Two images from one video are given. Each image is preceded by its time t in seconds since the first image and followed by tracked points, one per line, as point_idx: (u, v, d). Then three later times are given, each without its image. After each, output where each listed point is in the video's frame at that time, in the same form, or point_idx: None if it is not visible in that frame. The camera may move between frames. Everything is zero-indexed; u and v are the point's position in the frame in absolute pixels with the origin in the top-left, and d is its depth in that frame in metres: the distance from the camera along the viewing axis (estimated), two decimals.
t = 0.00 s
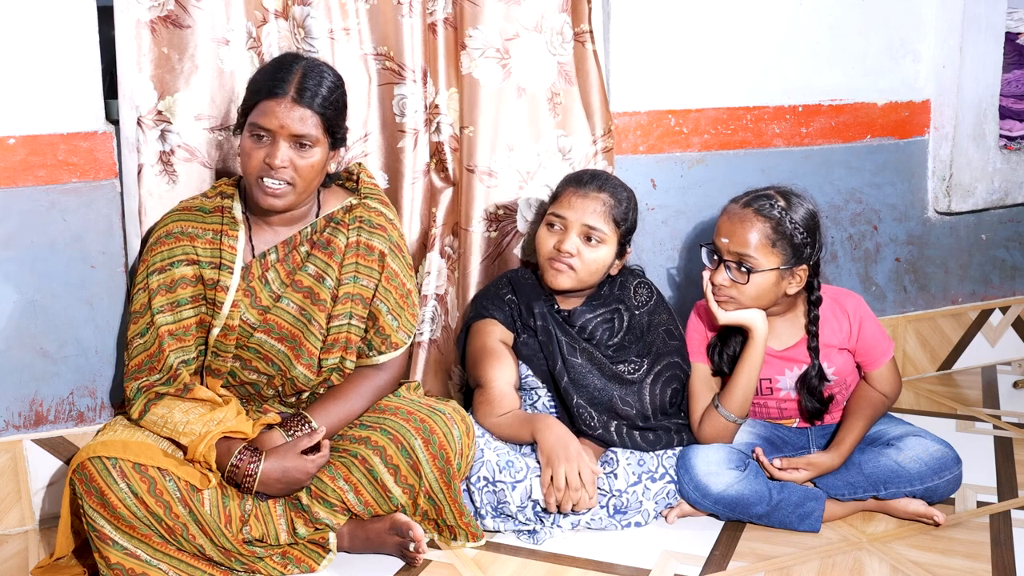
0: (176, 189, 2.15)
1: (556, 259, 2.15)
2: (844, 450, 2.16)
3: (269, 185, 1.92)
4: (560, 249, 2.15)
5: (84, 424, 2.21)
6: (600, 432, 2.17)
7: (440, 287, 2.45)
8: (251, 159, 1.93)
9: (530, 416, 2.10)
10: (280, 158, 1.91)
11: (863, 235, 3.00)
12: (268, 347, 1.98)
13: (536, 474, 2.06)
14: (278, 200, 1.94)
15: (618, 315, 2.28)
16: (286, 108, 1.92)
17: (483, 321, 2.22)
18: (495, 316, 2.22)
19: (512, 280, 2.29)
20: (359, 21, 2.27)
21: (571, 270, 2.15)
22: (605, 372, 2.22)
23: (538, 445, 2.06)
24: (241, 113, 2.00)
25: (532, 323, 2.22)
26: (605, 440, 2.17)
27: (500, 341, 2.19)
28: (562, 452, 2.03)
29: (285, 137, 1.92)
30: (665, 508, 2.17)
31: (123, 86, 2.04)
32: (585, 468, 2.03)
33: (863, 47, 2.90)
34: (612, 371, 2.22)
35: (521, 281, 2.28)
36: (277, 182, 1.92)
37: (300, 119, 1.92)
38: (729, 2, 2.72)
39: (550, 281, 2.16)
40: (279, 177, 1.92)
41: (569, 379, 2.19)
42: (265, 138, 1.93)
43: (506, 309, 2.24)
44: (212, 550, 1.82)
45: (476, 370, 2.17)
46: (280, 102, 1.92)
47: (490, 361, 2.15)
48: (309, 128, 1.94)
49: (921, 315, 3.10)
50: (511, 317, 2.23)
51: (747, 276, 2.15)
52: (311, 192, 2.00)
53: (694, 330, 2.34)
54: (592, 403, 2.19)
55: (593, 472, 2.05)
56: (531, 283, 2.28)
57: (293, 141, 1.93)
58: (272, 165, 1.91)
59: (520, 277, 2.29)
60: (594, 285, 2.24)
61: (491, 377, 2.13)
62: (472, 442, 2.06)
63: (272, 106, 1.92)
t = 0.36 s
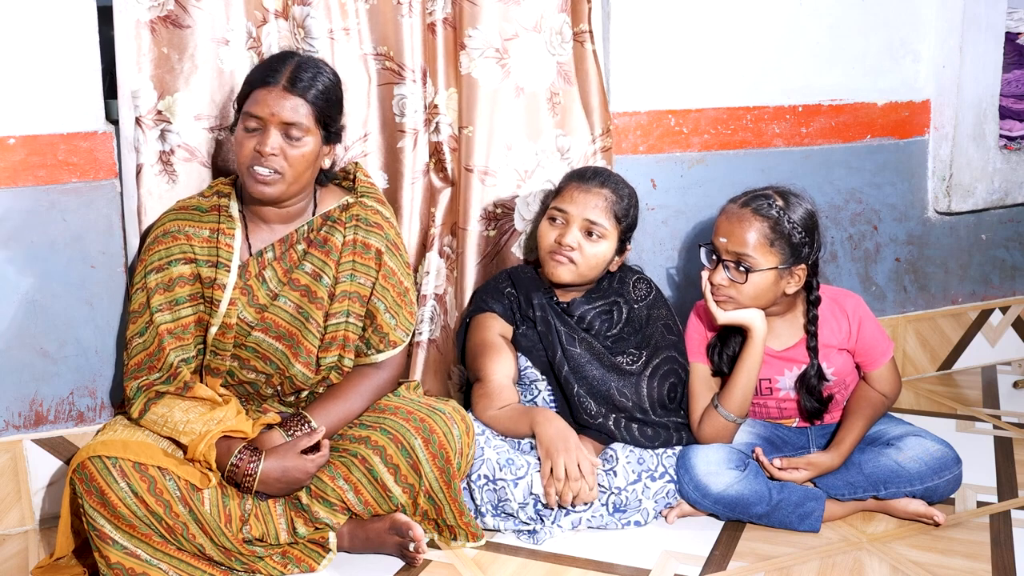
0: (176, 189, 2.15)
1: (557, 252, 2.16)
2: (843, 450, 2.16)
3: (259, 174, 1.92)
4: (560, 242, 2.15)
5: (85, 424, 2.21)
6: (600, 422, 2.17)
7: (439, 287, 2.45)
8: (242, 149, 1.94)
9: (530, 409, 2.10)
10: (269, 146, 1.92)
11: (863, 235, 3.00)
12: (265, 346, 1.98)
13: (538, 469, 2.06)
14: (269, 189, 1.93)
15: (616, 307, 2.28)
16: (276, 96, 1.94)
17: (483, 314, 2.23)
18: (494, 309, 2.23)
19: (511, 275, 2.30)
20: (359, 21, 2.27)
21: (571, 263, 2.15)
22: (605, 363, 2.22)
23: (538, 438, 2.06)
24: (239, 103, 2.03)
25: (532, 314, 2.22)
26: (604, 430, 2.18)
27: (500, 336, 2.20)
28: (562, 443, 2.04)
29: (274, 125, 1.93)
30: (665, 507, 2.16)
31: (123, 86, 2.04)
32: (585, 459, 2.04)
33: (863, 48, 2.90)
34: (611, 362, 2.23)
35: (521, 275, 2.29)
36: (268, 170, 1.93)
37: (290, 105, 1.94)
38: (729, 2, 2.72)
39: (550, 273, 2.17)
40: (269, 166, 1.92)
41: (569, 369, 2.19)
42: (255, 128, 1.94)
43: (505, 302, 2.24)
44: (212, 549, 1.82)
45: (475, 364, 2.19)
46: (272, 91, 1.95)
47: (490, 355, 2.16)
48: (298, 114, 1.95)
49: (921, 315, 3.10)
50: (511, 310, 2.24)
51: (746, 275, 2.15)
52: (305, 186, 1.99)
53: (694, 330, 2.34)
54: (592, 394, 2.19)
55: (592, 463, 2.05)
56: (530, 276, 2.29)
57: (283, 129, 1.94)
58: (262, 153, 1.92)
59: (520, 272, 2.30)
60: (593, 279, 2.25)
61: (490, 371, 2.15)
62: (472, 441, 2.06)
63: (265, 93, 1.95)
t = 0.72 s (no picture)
0: (176, 189, 2.15)
1: (559, 251, 2.16)
2: (843, 450, 2.16)
3: (243, 170, 1.93)
4: (562, 241, 2.15)
5: (85, 424, 2.21)
6: (600, 422, 2.18)
7: (439, 287, 2.45)
8: (224, 148, 1.95)
9: (530, 408, 2.11)
10: (246, 139, 1.93)
11: (863, 235, 3.00)
12: (265, 346, 1.98)
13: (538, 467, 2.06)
14: (258, 183, 1.94)
15: (616, 308, 2.29)
16: (249, 88, 1.95)
17: (483, 315, 2.23)
18: (494, 309, 2.23)
19: (512, 275, 2.30)
20: (359, 21, 2.27)
21: (572, 263, 2.15)
22: (604, 363, 2.23)
23: (538, 436, 2.06)
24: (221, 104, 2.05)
25: (532, 315, 2.22)
26: (604, 430, 2.18)
27: (500, 336, 2.20)
28: (562, 441, 2.04)
29: (250, 117, 1.94)
30: (665, 507, 2.16)
31: (123, 86, 2.04)
32: (585, 458, 2.05)
33: (863, 48, 2.90)
34: (611, 363, 2.23)
35: (521, 275, 2.29)
36: (250, 165, 1.93)
37: (264, 94, 1.95)
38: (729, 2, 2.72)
39: (550, 272, 2.17)
40: (251, 160, 1.93)
41: (569, 369, 2.20)
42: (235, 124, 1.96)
43: (506, 302, 2.25)
44: (212, 549, 1.82)
45: (476, 364, 2.19)
46: (245, 86, 1.96)
47: (491, 355, 2.17)
48: (272, 103, 1.95)
49: (921, 315, 3.10)
50: (511, 310, 2.24)
51: (745, 275, 2.15)
52: (293, 180, 1.99)
53: (694, 330, 2.34)
54: (591, 395, 2.20)
55: (592, 461, 2.06)
56: (531, 276, 2.29)
57: (259, 120, 1.95)
58: (242, 147, 1.92)
59: (520, 272, 2.30)
60: (593, 280, 2.25)
61: (490, 371, 2.15)
62: (472, 441, 2.06)
63: (238, 89, 1.96)
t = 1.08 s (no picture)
0: (175, 189, 2.15)
1: (559, 258, 2.15)
2: (843, 450, 2.16)
3: (236, 170, 1.93)
4: (563, 248, 2.15)
5: (85, 424, 2.21)
6: (599, 430, 2.17)
7: (439, 287, 2.45)
8: (216, 151, 1.95)
9: (530, 413, 2.10)
10: (237, 139, 1.92)
11: (863, 235, 3.00)
12: (264, 346, 1.98)
13: (537, 472, 2.06)
14: (250, 182, 1.94)
15: (617, 314, 2.29)
16: (235, 89, 1.95)
17: (483, 320, 2.22)
18: (494, 314, 2.22)
19: (512, 279, 2.29)
20: (359, 21, 2.27)
21: (572, 269, 2.15)
22: (605, 371, 2.23)
23: (538, 442, 2.06)
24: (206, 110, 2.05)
25: (532, 322, 2.22)
26: (604, 437, 2.18)
27: (500, 340, 2.20)
28: (562, 447, 2.04)
29: (238, 117, 1.94)
30: (665, 508, 2.17)
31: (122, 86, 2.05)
32: (585, 464, 2.04)
33: (863, 48, 2.90)
34: (611, 370, 2.23)
35: (521, 280, 2.28)
36: (242, 164, 1.93)
37: (250, 94, 1.95)
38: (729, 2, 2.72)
39: (551, 279, 2.17)
40: (242, 160, 1.93)
41: (569, 378, 2.20)
42: (223, 126, 1.95)
43: (506, 308, 2.24)
44: (212, 549, 1.82)
45: (476, 369, 2.18)
46: (230, 87, 1.95)
47: (490, 360, 2.16)
48: (260, 102, 1.95)
49: (921, 315, 3.10)
50: (512, 316, 2.24)
51: (745, 275, 2.15)
52: (286, 177, 1.99)
53: (694, 330, 2.34)
54: (590, 403, 2.20)
55: (592, 468, 2.05)
56: (531, 281, 2.27)
57: (248, 119, 1.94)
58: (232, 148, 1.92)
59: (521, 277, 2.29)
60: (593, 285, 2.25)
61: (490, 376, 2.14)
62: (472, 441, 2.06)
63: (223, 92, 1.96)
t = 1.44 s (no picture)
0: (175, 189, 2.15)
1: (560, 268, 2.14)
2: (843, 450, 2.16)
3: (235, 185, 1.93)
4: (564, 258, 2.14)
5: (85, 424, 2.21)
6: (601, 440, 2.15)
7: (439, 287, 2.45)
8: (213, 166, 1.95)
9: (532, 421, 2.09)
10: (233, 156, 1.92)
11: (863, 235, 3.00)
12: (266, 347, 1.98)
13: (535, 477, 2.06)
14: (251, 197, 1.94)
15: (619, 323, 2.27)
16: (229, 104, 1.93)
17: (483, 326, 2.20)
18: (495, 322, 2.21)
19: (512, 285, 2.27)
20: (359, 21, 2.27)
21: (573, 280, 2.14)
22: (607, 381, 2.22)
23: (539, 451, 2.05)
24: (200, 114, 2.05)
25: (533, 331, 2.20)
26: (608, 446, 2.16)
27: (500, 346, 2.18)
28: (562, 458, 2.02)
29: (233, 134, 1.93)
30: (665, 508, 2.17)
31: (122, 86, 2.05)
32: (585, 475, 2.02)
33: (863, 48, 2.90)
34: (613, 380, 2.22)
35: (521, 286, 2.26)
36: (240, 180, 1.93)
37: (245, 110, 1.93)
38: (729, 2, 2.72)
39: (552, 289, 2.16)
40: (240, 176, 1.92)
41: (569, 389, 2.19)
42: (219, 140, 1.95)
43: (506, 316, 2.22)
44: (212, 549, 1.82)
45: (475, 376, 2.16)
46: (223, 102, 1.94)
47: (490, 367, 2.14)
48: (255, 117, 1.93)
49: (921, 315, 3.10)
50: (512, 325, 2.22)
51: (745, 275, 2.15)
52: (286, 186, 1.99)
53: (694, 330, 2.34)
54: (592, 412, 2.19)
55: (592, 478, 2.03)
56: (531, 288, 2.26)
57: (243, 135, 1.93)
58: (229, 165, 1.91)
59: (521, 283, 2.27)
60: (595, 293, 2.22)
61: (491, 384, 2.12)
62: (472, 442, 2.07)
63: (217, 106, 1.94)
